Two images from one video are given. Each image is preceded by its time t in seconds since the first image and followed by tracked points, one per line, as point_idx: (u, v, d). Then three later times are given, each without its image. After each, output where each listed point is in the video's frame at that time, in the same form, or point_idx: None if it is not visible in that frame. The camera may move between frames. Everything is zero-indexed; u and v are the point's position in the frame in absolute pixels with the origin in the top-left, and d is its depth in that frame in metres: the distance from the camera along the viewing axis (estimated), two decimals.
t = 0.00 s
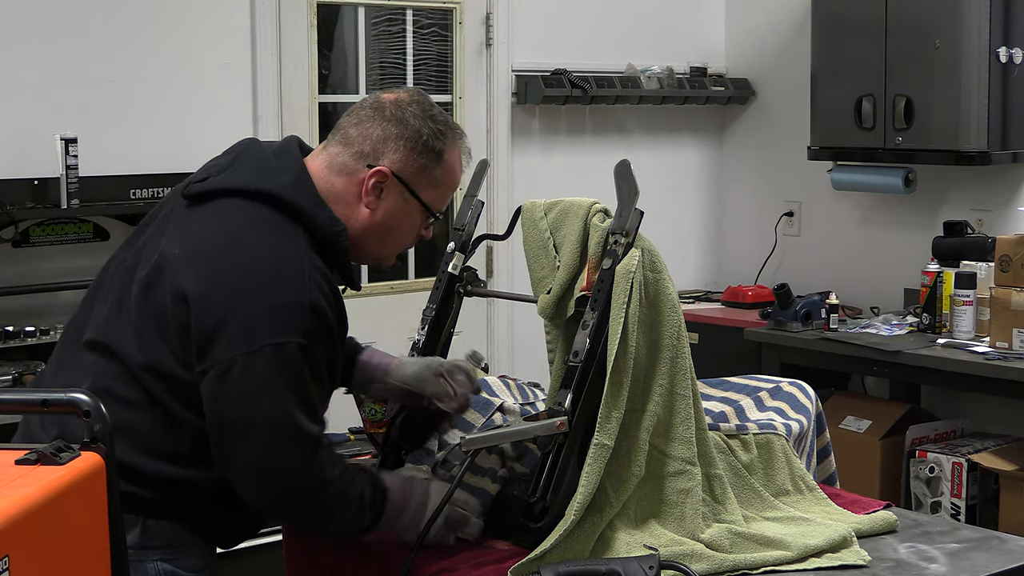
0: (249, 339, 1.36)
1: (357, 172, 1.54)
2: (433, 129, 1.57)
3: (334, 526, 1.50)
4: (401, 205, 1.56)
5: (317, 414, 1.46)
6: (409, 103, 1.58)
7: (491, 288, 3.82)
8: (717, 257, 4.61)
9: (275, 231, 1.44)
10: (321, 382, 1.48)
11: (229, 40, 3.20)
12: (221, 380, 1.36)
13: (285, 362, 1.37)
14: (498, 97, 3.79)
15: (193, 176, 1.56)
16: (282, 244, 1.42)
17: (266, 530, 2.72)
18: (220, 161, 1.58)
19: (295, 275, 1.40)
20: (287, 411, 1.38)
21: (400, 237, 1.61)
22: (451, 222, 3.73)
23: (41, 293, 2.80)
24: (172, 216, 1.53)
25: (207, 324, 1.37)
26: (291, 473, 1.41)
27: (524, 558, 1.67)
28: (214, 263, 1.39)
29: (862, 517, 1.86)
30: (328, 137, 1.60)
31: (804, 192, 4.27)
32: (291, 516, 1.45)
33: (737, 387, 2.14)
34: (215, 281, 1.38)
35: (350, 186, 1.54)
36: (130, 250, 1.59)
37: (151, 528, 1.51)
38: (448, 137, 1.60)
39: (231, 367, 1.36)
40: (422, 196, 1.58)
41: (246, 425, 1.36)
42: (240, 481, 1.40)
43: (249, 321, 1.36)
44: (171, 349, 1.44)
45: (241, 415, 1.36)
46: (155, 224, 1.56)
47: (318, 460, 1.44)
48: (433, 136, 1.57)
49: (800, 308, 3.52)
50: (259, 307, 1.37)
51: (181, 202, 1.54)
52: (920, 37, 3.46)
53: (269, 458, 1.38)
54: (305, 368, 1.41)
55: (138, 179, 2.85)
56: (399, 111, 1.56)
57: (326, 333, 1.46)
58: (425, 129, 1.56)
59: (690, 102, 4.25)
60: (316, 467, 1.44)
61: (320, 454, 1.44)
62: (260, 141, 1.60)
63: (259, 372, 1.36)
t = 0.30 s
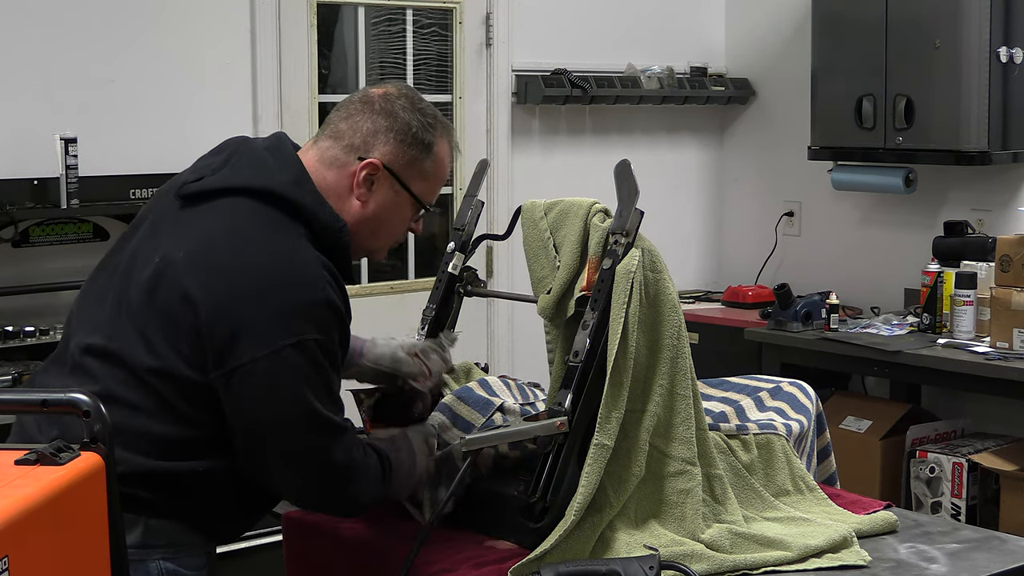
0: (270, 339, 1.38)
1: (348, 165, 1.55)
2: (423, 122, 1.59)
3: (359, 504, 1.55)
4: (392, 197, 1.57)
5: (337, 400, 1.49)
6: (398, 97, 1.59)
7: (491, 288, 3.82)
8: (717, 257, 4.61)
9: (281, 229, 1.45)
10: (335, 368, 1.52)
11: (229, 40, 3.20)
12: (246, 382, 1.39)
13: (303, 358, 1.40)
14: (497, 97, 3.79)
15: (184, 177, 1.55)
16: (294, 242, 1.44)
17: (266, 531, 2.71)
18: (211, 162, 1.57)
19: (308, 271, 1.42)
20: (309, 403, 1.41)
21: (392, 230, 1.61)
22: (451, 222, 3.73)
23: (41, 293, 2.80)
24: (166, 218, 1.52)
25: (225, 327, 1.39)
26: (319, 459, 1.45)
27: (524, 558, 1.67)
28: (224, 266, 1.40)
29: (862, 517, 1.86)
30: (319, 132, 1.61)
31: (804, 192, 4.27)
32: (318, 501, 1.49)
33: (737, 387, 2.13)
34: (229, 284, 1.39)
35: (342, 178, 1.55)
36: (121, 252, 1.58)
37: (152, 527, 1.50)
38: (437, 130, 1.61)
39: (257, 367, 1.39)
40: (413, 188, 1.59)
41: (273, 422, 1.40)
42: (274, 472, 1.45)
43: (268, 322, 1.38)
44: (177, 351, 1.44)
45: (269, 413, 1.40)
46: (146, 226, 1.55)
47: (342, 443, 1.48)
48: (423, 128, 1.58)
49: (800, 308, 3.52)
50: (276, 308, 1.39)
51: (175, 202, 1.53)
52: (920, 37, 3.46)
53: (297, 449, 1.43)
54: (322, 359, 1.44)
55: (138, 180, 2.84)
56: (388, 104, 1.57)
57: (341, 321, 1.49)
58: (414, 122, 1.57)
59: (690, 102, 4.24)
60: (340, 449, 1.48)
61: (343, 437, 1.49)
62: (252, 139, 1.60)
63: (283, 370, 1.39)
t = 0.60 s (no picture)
0: (278, 336, 1.38)
1: (340, 161, 1.56)
2: (412, 117, 1.61)
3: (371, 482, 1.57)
4: (384, 192, 1.59)
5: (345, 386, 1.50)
6: (387, 93, 1.61)
7: (491, 288, 3.82)
8: (718, 257, 4.61)
9: (283, 226, 1.45)
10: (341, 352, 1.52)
11: (229, 40, 3.19)
12: (254, 378, 1.39)
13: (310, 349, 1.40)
14: (498, 97, 3.78)
15: (178, 176, 1.54)
16: (297, 238, 1.44)
17: (265, 530, 2.71)
18: (204, 161, 1.56)
19: (312, 266, 1.42)
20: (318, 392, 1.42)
21: (382, 226, 1.63)
22: (450, 222, 3.73)
23: (41, 292, 2.80)
24: (163, 219, 1.52)
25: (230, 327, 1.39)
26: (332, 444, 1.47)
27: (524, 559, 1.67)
28: (226, 265, 1.40)
29: (863, 518, 1.85)
30: (309, 129, 1.61)
31: (805, 193, 4.27)
32: (332, 478, 1.51)
33: (738, 387, 2.13)
34: (232, 284, 1.39)
35: (334, 175, 1.56)
36: (117, 253, 1.57)
37: (151, 525, 1.50)
38: (427, 125, 1.63)
39: (263, 363, 1.39)
40: (403, 183, 1.60)
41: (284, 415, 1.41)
42: (290, 457, 1.46)
43: (274, 319, 1.38)
44: (182, 351, 1.44)
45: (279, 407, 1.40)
46: (142, 227, 1.54)
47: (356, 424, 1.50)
48: (411, 123, 1.60)
49: (801, 309, 3.52)
50: (282, 304, 1.38)
51: (171, 202, 1.53)
52: (921, 37, 3.45)
53: (312, 435, 1.44)
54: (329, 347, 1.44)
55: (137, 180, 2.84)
56: (378, 101, 1.59)
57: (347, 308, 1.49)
58: (404, 117, 1.59)
59: (690, 102, 4.24)
60: (352, 430, 1.49)
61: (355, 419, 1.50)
62: (242, 137, 1.59)
63: (289, 364, 1.39)
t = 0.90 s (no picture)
0: (261, 336, 1.37)
1: (344, 165, 1.54)
2: (418, 122, 1.59)
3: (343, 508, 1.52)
4: (388, 197, 1.56)
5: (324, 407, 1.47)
6: (393, 97, 1.59)
7: (492, 289, 3.82)
8: (718, 257, 4.61)
9: (276, 228, 1.44)
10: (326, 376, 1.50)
11: (228, 38, 3.19)
12: (235, 377, 1.37)
13: (295, 357, 1.39)
14: (498, 97, 3.78)
15: (183, 176, 1.55)
16: (287, 240, 1.43)
17: (265, 530, 2.71)
18: (210, 161, 1.57)
19: (300, 270, 1.41)
20: (297, 403, 1.39)
21: (387, 230, 1.61)
22: (450, 222, 3.73)
23: (41, 293, 2.80)
24: (164, 216, 1.52)
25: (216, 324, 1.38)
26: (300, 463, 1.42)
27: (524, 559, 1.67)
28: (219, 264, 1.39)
29: (863, 518, 1.85)
30: (315, 132, 1.60)
31: (805, 192, 4.27)
32: (301, 505, 1.46)
33: (738, 388, 2.13)
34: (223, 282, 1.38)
35: (338, 179, 1.54)
36: (119, 251, 1.58)
37: (151, 524, 1.50)
38: (432, 132, 1.61)
39: (245, 363, 1.37)
40: (408, 187, 1.58)
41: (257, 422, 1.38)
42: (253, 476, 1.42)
43: (259, 319, 1.37)
44: (174, 349, 1.43)
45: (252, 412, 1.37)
46: (144, 225, 1.55)
47: (322, 449, 1.46)
48: (417, 128, 1.58)
49: (801, 309, 3.52)
50: (267, 306, 1.37)
51: (174, 201, 1.53)
52: (921, 36, 3.45)
53: (277, 453, 1.40)
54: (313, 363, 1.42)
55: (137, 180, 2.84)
56: (383, 105, 1.57)
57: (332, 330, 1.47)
58: (409, 122, 1.57)
59: (690, 102, 4.24)
60: (320, 455, 1.45)
61: (322, 444, 1.46)
62: (249, 140, 1.59)
63: (272, 366, 1.37)
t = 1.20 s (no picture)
0: (272, 356, 1.37)
1: (363, 182, 1.54)
2: (439, 141, 1.57)
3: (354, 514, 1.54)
4: (406, 216, 1.56)
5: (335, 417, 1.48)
6: (416, 114, 1.57)
7: (492, 289, 3.82)
8: (718, 257, 4.61)
9: (291, 241, 1.44)
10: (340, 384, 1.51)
11: (228, 38, 3.18)
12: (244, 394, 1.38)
13: (306, 376, 1.39)
14: (498, 97, 3.78)
15: (201, 180, 1.54)
16: (302, 255, 1.43)
17: (266, 531, 2.71)
18: (228, 166, 1.56)
19: (312, 287, 1.40)
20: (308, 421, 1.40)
21: (404, 248, 1.61)
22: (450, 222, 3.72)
23: (40, 293, 2.79)
24: (178, 220, 1.51)
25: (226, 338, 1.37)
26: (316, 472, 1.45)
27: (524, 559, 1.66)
28: (231, 276, 1.39)
29: (864, 518, 1.85)
30: (336, 144, 1.59)
31: (805, 192, 4.26)
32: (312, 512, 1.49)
33: (738, 388, 2.13)
34: (236, 295, 1.38)
35: (356, 196, 1.54)
36: (133, 252, 1.58)
37: (153, 526, 1.50)
38: (454, 149, 1.60)
39: (257, 382, 1.37)
40: (427, 207, 1.58)
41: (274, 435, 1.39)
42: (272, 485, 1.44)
43: (273, 334, 1.37)
44: (182, 359, 1.43)
45: (268, 426, 1.39)
46: (159, 227, 1.54)
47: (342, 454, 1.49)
48: (439, 147, 1.57)
49: (802, 309, 3.52)
50: (280, 322, 1.37)
51: (189, 205, 1.52)
52: (922, 36, 3.45)
53: (295, 464, 1.42)
54: (325, 378, 1.43)
55: (136, 179, 2.84)
56: (405, 122, 1.56)
57: (346, 341, 1.48)
58: (431, 141, 1.56)
59: (690, 102, 4.23)
60: (335, 465, 1.47)
61: (342, 450, 1.48)
62: (268, 147, 1.58)
63: (283, 385, 1.37)
